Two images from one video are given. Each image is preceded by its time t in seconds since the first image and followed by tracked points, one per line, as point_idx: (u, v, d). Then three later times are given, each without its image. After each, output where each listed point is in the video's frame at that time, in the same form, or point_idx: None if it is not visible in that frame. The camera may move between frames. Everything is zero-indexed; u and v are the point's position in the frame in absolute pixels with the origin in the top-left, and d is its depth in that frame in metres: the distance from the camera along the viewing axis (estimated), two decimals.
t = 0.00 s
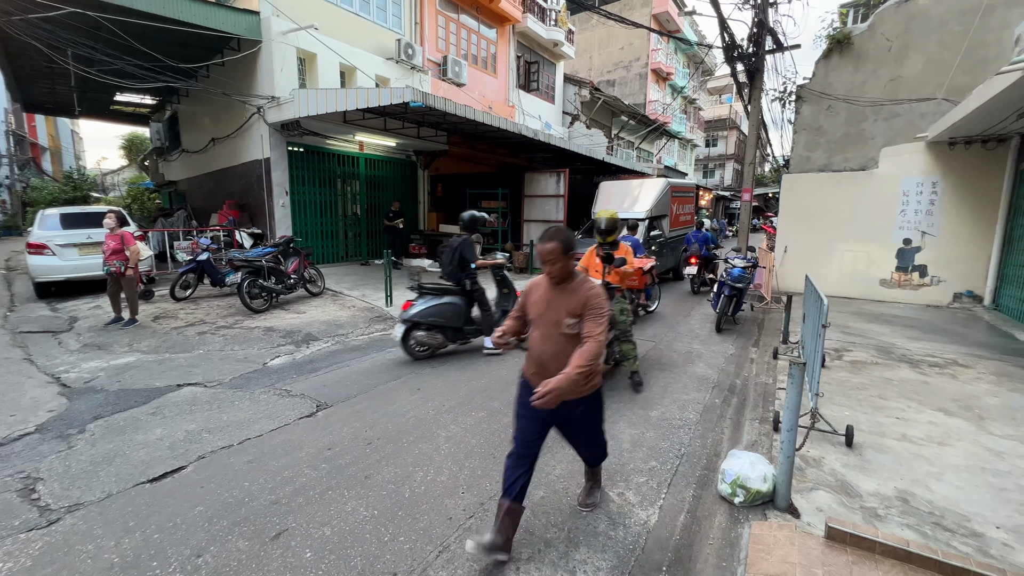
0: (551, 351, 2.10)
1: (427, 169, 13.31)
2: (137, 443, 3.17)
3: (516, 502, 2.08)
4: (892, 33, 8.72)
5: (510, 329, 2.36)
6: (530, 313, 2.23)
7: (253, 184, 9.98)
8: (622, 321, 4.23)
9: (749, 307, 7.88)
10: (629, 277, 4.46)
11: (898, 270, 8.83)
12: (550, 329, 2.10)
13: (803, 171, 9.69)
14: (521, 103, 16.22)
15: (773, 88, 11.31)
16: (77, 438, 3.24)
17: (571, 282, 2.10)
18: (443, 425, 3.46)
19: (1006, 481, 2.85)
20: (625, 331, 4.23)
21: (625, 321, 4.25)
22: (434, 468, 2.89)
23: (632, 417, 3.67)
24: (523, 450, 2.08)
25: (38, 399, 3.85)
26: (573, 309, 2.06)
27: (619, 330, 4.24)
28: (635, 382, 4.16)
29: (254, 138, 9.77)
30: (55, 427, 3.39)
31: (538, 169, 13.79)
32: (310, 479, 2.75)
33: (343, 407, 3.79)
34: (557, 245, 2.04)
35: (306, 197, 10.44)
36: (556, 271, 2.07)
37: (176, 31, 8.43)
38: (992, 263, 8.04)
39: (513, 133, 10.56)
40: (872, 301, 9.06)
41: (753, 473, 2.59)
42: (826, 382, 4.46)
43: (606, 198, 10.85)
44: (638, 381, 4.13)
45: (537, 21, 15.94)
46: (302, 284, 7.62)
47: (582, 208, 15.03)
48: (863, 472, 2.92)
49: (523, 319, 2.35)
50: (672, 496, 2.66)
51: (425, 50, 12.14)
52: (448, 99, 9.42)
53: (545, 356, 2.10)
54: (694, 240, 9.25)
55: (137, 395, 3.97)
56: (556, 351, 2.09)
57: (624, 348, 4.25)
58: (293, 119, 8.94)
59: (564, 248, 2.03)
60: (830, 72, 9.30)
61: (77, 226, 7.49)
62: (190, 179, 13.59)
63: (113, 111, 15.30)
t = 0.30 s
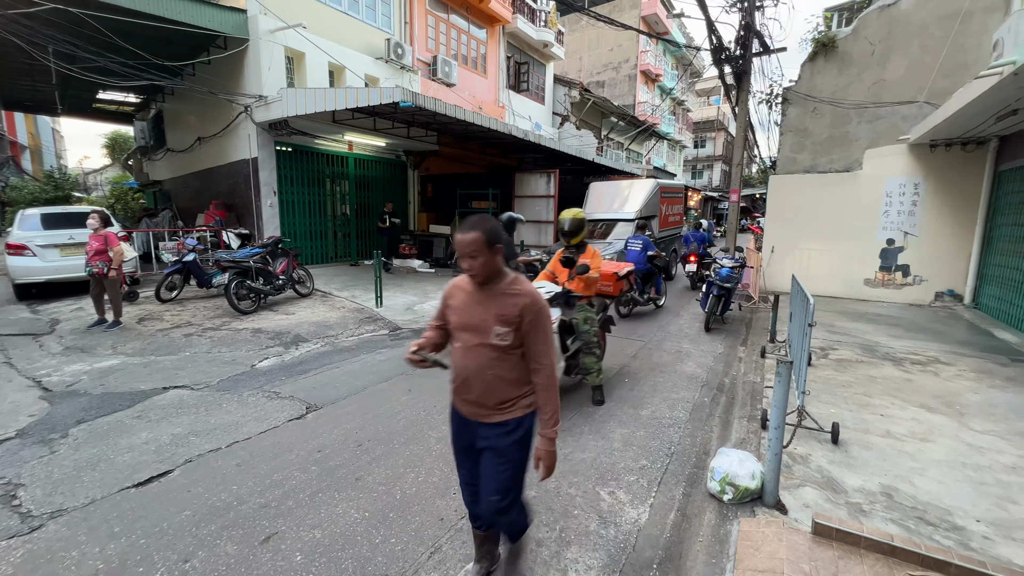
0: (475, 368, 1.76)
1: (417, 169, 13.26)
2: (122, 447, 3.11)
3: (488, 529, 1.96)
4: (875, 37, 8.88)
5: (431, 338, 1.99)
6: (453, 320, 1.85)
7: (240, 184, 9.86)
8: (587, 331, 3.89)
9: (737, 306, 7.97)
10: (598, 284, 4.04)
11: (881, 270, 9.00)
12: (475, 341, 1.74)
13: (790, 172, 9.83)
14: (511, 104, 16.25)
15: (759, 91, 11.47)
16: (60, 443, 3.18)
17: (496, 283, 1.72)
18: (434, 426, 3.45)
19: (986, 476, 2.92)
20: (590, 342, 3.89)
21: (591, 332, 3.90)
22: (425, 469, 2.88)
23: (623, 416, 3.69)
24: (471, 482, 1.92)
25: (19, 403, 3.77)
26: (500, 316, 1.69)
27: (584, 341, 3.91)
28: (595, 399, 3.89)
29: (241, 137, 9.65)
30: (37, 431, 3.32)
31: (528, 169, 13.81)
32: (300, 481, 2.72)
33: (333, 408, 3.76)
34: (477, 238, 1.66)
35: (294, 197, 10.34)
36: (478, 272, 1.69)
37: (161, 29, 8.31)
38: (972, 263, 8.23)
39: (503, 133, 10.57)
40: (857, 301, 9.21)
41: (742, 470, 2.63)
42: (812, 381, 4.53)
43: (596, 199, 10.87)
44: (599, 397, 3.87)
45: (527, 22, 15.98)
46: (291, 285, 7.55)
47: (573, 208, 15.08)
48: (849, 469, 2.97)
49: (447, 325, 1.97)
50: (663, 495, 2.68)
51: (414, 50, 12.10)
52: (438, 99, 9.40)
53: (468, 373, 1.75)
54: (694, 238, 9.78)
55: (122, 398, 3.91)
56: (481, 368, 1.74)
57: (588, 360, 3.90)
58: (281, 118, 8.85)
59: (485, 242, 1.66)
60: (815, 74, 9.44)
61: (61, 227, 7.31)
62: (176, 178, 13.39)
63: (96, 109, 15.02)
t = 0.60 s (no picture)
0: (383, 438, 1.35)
1: (411, 169, 13.24)
2: (115, 449, 3.09)
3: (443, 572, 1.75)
4: (866, 39, 8.97)
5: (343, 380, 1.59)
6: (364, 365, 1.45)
7: (233, 184, 9.79)
8: (557, 343, 3.63)
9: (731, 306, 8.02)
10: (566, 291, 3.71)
11: (872, 269, 9.11)
12: (383, 402, 1.34)
13: (782, 173, 9.91)
14: (505, 104, 16.25)
15: (752, 91, 11.55)
16: (52, 445, 3.14)
17: (420, 328, 1.33)
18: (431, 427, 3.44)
19: (976, 472, 2.97)
20: (560, 354, 3.66)
21: (561, 344, 3.66)
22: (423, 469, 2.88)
23: (619, 416, 3.70)
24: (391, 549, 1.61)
25: (9, 406, 3.72)
26: (419, 374, 1.30)
27: (552, 352, 3.66)
28: (583, 399, 3.85)
29: (234, 137, 9.59)
30: (28, 434, 3.28)
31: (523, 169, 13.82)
32: (297, 483, 2.72)
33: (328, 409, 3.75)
34: (393, 270, 1.25)
35: (288, 198, 10.29)
36: (395, 314, 1.29)
37: (153, 28, 8.24)
38: (961, 263, 8.35)
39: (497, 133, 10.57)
40: (849, 300, 9.30)
41: (737, 469, 2.65)
42: (805, 379, 4.58)
43: (591, 199, 10.91)
44: (586, 399, 3.82)
45: (522, 22, 16.00)
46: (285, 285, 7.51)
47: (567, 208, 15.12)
48: (842, 466, 3.01)
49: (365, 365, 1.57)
50: (659, 493, 2.69)
51: (409, 50, 12.07)
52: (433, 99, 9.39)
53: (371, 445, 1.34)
54: (693, 238, 9.90)
55: (114, 400, 3.87)
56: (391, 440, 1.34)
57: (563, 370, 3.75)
58: (275, 118, 8.80)
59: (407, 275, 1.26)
60: (807, 76, 9.52)
61: (49, 227, 7.23)
62: (167, 178, 13.26)
63: (86, 108, 14.85)
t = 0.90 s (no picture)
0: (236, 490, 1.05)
1: (407, 170, 13.22)
2: (110, 452, 3.06)
3: None
4: (859, 42, 9.07)
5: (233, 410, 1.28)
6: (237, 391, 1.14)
7: (228, 184, 9.73)
8: (518, 356, 3.28)
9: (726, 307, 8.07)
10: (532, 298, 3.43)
11: (865, 270, 9.18)
12: (238, 443, 1.05)
13: (776, 174, 9.99)
14: (500, 105, 16.27)
15: (746, 94, 11.63)
16: (45, 449, 3.10)
17: (281, 343, 1.03)
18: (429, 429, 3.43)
19: (971, 471, 2.99)
20: (519, 369, 3.29)
21: (521, 357, 3.31)
22: (422, 470, 2.88)
23: (616, 417, 3.71)
24: None
25: (1, 409, 3.67)
26: (268, 404, 0.99)
27: (512, 367, 3.31)
28: (535, 433, 3.26)
29: (228, 137, 9.53)
30: (21, 437, 3.25)
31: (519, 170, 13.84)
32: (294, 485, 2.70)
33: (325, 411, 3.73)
34: (239, 266, 0.97)
35: (283, 198, 10.23)
36: (246, 326, 1.00)
37: (146, 27, 8.18)
38: (952, 263, 8.45)
39: (493, 134, 10.58)
40: (842, 301, 9.38)
41: (735, 469, 2.66)
42: (801, 380, 4.61)
43: (587, 200, 10.96)
44: (536, 433, 3.22)
45: (517, 24, 16.04)
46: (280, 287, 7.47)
47: (563, 209, 15.15)
48: (838, 466, 3.03)
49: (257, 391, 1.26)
50: (658, 494, 2.70)
51: (404, 51, 12.06)
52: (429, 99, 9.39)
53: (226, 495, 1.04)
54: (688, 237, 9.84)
55: (108, 403, 3.83)
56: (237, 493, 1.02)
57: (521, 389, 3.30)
58: (269, 118, 8.75)
59: (254, 273, 0.97)
60: (801, 78, 9.60)
61: (40, 227, 7.14)
62: (160, 178, 13.17)
63: (78, 107, 14.74)
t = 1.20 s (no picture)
0: None
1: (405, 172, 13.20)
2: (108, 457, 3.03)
3: None
4: (854, 46, 9.14)
5: None
6: None
7: (225, 186, 9.70)
8: (480, 372, 2.85)
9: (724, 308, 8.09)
10: (500, 312, 2.87)
11: (862, 272, 9.23)
12: None
13: (773, 177, 10.04)
14: (498, 107, 16.30)
15: (743, 97, 11.70)
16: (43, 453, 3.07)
17: None
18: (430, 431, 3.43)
19: (970, 472, 3.01)
20: (480, 387, 2.86)
21: (484, 373, 2.87)
22: (424, 473, 2.87)
23: (617, 419, 3.71)
24: None
25: None
26: None
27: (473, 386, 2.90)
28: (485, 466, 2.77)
29: (225, 139, 9.49)
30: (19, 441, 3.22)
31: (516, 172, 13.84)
32: (296, 489, 2.68)
33: (325, 414, 3.72)
34: None
35: (281, 200, 10.20)
36: None
37: (143, 28, 8.14)
38: (948, 265, 8.50)
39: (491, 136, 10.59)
40: (839, 302, 9.43)
41: (737, 471, 2.66)
42: (800, 381, 4.63)
43: (585, 202, 10.97)
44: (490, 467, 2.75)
45: (514, 26, 16.08)
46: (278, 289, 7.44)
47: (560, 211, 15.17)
48: (839, 467, 3.04)
49: None
50: (660, 496, 2.70)
51: (402, 52, 12.06)
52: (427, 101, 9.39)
53: None
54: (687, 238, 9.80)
55: (106, 406, 3.80)
56: None
57: (480, 411, 2.87)
58: (267, 120, 8.73)
59: None
60: (797, 81, 9.67)
61: (35, 229, 7.09)
62: (156, 180, 13.12)
63: (73, 108, 14.66)
